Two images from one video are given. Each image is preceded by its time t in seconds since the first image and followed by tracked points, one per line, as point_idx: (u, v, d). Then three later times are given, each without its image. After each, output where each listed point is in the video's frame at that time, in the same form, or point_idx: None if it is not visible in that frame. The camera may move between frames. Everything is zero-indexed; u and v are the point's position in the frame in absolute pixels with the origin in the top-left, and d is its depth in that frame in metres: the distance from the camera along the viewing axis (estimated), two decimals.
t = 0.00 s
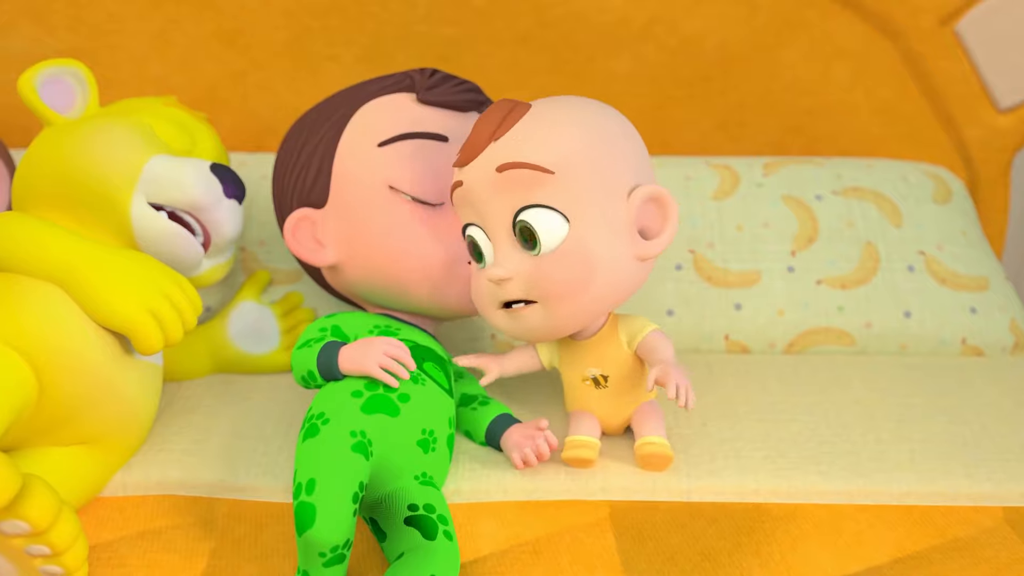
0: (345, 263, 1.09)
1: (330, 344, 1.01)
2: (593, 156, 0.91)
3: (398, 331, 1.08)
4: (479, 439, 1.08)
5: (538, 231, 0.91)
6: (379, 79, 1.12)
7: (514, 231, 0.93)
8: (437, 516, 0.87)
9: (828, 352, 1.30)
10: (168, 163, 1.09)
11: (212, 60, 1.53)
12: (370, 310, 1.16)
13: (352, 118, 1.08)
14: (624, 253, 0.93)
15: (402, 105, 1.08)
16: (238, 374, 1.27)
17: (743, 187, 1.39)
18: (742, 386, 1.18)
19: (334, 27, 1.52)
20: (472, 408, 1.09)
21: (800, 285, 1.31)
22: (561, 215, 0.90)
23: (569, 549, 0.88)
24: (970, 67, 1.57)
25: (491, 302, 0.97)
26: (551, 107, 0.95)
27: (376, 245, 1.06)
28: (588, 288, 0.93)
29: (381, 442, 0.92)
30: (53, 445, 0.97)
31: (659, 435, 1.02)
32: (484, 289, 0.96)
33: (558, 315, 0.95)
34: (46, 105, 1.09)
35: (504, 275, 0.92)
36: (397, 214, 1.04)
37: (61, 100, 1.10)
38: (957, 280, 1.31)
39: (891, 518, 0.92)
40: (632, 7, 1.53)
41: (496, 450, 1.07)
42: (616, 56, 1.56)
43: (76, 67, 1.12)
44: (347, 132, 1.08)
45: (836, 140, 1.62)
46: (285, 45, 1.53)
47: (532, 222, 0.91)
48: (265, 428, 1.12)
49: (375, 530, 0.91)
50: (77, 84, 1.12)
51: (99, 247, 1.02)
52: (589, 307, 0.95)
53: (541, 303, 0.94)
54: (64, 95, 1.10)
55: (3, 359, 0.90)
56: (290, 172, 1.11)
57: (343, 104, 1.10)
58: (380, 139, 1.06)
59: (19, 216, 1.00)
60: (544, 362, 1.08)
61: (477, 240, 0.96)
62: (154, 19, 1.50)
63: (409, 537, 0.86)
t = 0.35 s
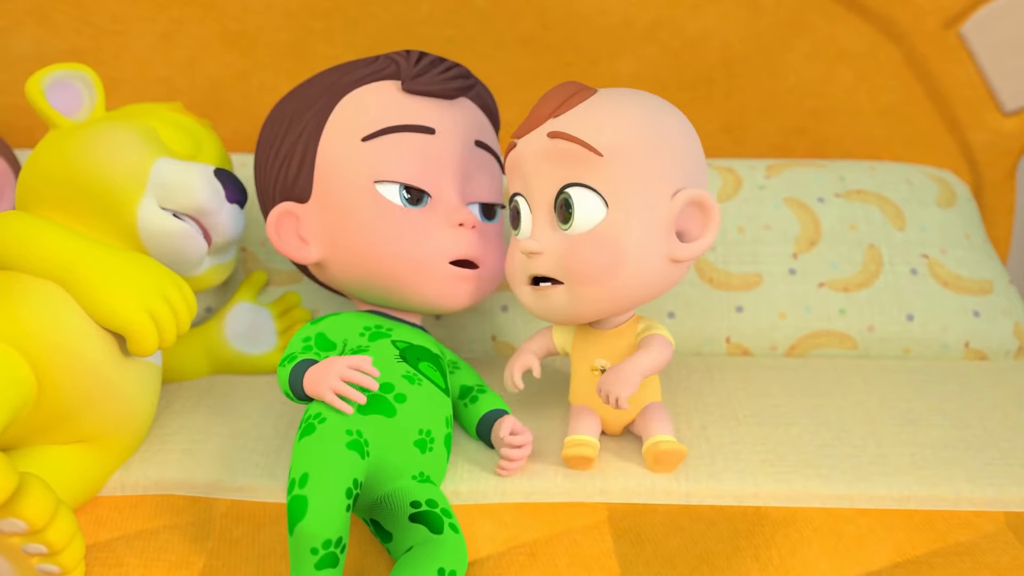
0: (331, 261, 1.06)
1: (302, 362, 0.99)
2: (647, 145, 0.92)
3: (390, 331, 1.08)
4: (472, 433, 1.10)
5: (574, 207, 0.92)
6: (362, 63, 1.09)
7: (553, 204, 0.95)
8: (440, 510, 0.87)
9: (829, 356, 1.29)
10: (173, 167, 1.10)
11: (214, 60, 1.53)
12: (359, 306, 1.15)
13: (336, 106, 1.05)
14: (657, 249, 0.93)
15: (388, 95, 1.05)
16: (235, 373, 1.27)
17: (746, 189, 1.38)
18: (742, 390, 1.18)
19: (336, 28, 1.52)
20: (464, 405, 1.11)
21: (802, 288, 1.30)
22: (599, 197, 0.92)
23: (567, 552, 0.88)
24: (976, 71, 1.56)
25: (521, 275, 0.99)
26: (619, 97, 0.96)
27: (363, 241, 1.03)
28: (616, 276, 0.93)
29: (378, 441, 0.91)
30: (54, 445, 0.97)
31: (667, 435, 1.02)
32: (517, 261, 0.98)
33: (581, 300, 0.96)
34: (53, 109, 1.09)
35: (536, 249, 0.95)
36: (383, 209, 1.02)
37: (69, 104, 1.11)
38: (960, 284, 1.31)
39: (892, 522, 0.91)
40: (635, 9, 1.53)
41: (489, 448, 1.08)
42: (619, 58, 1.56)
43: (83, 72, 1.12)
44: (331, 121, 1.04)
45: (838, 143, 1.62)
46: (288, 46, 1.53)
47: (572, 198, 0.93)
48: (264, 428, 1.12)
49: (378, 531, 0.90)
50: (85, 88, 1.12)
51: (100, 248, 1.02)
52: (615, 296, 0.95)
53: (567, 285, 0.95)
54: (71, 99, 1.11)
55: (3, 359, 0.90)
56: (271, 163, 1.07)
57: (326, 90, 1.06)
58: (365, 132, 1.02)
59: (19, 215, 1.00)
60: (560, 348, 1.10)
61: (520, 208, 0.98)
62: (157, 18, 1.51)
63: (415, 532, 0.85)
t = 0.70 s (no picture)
0: (325, 262, 1.06)
1: (294, 372, 0.97)
2: (674, 146, 0.91)
3: (388, 333, 1.08)
4: (471, 431, 1.10)
5: (597, 202, 0.92)
6: (353, 58, 1.08)
7: (577, 199, 0.95)
8: (441, 510, 0.87)
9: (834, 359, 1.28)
10: (175, 168, 1.09)
11: (219, 62, 1.54)
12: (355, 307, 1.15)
13: (327, 104, 1.04)
14: (675, 252, 0.92)
15: (382, 91, 1.04)
16: (236, 374, 1.27)
17: (750, 192, 1.38)
18: (745, 393, 1.18)
19: (341, 30, 1.53)
20: (464, 402, 1.11)
21: (805, 292, 1.29)
22: (623, 194, 0.91)
23: (567, 555, 0.87)
24: (982, 74, 1.56)
25: (539, 266, 0.99)
26: (651, 99, 0.96)
27: (356, 241, 1.03)
28: (633, 275, 0.92)
29: (377, 443, 0.91)
30: (55, 444, 0.97)
31: (669, 437, 1.01)
32: (536, 252, 0.98)
33: (596, 294, 0.95)
34: (58, 109, 1.09)
35: (556, 242, 0.94)
36: (377, 210, 1.01)
37: (72, 105, 1.11)
38: (965, 288, 1.30)
39: (893, 527, 0.90)
40: (639, 11, 1.53)
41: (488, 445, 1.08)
42: (623, 60, 1.56)
43: (88, 73, 1.13)
44: (322, 118, 1.03)
45: (842, 146, 1.61)
46: (292, 48, 1.54)
47: (596, 195, 0.92)
48: (265, 430, 1.12)
49: (378, 533, 0.90)
50: (89, 89, 1.13)
51: (102, 249, 1.03)
52: (630, 293, 0.94)
53: (580, 277, 0.95)
54: (76, 100, 1.11)
55: (4, 357, 0.90)
56: (263, 162, 1.06)
57: (318, 88, 1.05)
58: (357, 130, 1.01)
59: (20, 214, 1.01)
60: (571, 344, 1.08)
61: (545, 200, 0.98)
62: (162, 20, 1.51)
63: (416, 532, 0.85)
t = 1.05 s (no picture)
0: (326, 263, 1.06)
1: (295, 375, 0.98)
2: (674, 152, 0.91)
3: (390, 335, 1.08)
4: (473, 430, 1.10)
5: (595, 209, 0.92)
6: (353, 57, 1.07)
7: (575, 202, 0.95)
8: (442, 513, 0.86)
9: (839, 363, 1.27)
10: (175, 164, 1.10)
11: (226, 63, 1.54)
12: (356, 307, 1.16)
13: (326, 104, 1.03)
14: (675, 258, 0.92)
15: (383, 89, 1.04)
16: (240, 375, 1.28)
17: (756, 196, 1.37)
18: (750, 397, 1.17)
19: (348, 33, 1.53)
20: (467, 403, 1.11)
21: (811, 296, 1.29)
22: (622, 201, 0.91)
23: (568, 559, 0.87)
24: (990, 78, 1.56)
25: (537, 269, 0.98)
26: (651, 102, 0.95)
27: (357, 240, 1.03)
28: (633, 280, 0.92)
29: (379, 445, 0.91)
30: (57, 443, 0.98)
31: (672, 441, 1.01)
32: (535, 255, 0.98)
33: (595, 298, 0.95)
34: (58, 108, 1.10)
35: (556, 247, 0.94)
36: (379, 210, 1.01)
37: (72, 103, 1.12)
38: (972, 293, 1.29)
39: (898, 534, 0.89)
40: (646, 14, 1.53)
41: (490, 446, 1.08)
42: (629, 64, 1.56)
43: (87, 72, 1.13)
44: (322, 118, 1.03)
45: (849, 150, 1.61)
46: (299, 50, 1.54)
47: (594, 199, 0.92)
48: (269, 431, 1.12)
49: (379, 535, 0.89)
50: (88, 88, 1.13)
51: (106, 246, 1.03)
52: (628, 298, 0.94)
53: (579, 279, 0.95)
54: (75, 98, 1.12)
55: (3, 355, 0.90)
56: (262, 162, 1.06)
57: (317, 86, 1.05)
58: (357, 125, 1.01)
59: (23, 215, 1.01)
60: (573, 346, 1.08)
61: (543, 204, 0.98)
62: (170, 22, 1.52)
63: (417, 535, 0.85)
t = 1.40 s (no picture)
0: (329, 264, 1.06)
1: (299, 377, 0.98)
2: (673, 164, 0.91)
3: (394, 337, 1.07)
4: (476, 432, 1.10)
5: (591, 219, 0.92)
6: (359, 57, 1.07)
7: (569, 212, 0.94)
8: (444, 515, 0.86)
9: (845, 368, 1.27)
10: (175, 162, 1.10)
11: (233, 66, 1.55)
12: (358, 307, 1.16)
13: (331, 105, 1.04)
14: (671, 269, 0.92)
15: (389, 88, 1.04)
16: (245, 376, 1.28)
17: (762, 199, 1.37)
18: (754, 401, 1.16)
19: (355, 36, 1.54)
20: (471, 405, 1.11)
21: (816, 299, 1.28)
22: (618, 212, 0.91)
23: (570, 562, 0.86)
24: (998, 82, 1.56)
25: (527, 277, 0.97)
26: (649, 107, 0.94)
27: (361, 241, 1.03)
28: (628, 290, 0.92)
29: (383, 448, 0.91)
30: (62, 443, 0.98)
31: (676, 445, 1.00)
32: (525, 264, 0.97)
33: (589, 308, 0.95)
34: (56, 109, 1.11)
35: (547, 258, 0.94)
36: (383, 211, 1.01)
37: (71, 104, 1.13)
38: (979, 297, 1.28)
39: (903, 539, 0.89)
40: (653, 17, 1.53)
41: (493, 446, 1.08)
42: (635, 67, 1.56)
43: (87, 72, 1.14)
44: (327, 118, 1.03)
45: (856, 154, 1.60)
46: (305, 53, 1.55)
47: (588, 208, 0.92)
48: (272, 432, 1.12)
49: (382, 537, 0.89)
50: (88, 89, 1.14)
51: (112, 245, 1.03)
52: (623, 309, 0.94)
53: (573, 290, 0.94)
54: (74, 99, 1.13)
55: (7, 355, 0.91)
56: (265, 162, 1.06)
57: (322, 86, 1.05)
58: (363, 121, 1.02)
59: (29, 217, 1.02)
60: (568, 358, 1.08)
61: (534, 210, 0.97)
62: (178, 24, 1.53)
63: (419, 537, 0.85)
